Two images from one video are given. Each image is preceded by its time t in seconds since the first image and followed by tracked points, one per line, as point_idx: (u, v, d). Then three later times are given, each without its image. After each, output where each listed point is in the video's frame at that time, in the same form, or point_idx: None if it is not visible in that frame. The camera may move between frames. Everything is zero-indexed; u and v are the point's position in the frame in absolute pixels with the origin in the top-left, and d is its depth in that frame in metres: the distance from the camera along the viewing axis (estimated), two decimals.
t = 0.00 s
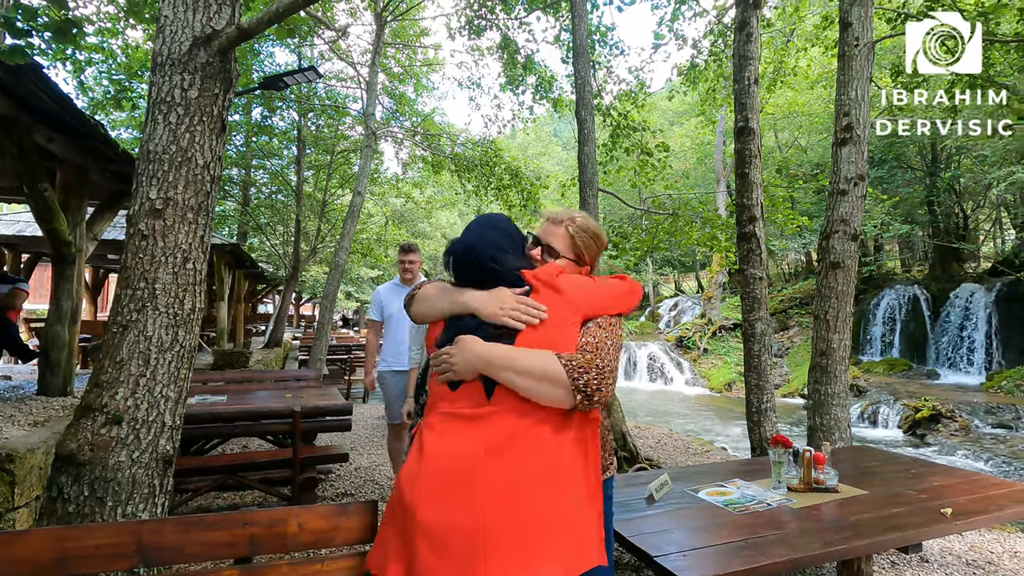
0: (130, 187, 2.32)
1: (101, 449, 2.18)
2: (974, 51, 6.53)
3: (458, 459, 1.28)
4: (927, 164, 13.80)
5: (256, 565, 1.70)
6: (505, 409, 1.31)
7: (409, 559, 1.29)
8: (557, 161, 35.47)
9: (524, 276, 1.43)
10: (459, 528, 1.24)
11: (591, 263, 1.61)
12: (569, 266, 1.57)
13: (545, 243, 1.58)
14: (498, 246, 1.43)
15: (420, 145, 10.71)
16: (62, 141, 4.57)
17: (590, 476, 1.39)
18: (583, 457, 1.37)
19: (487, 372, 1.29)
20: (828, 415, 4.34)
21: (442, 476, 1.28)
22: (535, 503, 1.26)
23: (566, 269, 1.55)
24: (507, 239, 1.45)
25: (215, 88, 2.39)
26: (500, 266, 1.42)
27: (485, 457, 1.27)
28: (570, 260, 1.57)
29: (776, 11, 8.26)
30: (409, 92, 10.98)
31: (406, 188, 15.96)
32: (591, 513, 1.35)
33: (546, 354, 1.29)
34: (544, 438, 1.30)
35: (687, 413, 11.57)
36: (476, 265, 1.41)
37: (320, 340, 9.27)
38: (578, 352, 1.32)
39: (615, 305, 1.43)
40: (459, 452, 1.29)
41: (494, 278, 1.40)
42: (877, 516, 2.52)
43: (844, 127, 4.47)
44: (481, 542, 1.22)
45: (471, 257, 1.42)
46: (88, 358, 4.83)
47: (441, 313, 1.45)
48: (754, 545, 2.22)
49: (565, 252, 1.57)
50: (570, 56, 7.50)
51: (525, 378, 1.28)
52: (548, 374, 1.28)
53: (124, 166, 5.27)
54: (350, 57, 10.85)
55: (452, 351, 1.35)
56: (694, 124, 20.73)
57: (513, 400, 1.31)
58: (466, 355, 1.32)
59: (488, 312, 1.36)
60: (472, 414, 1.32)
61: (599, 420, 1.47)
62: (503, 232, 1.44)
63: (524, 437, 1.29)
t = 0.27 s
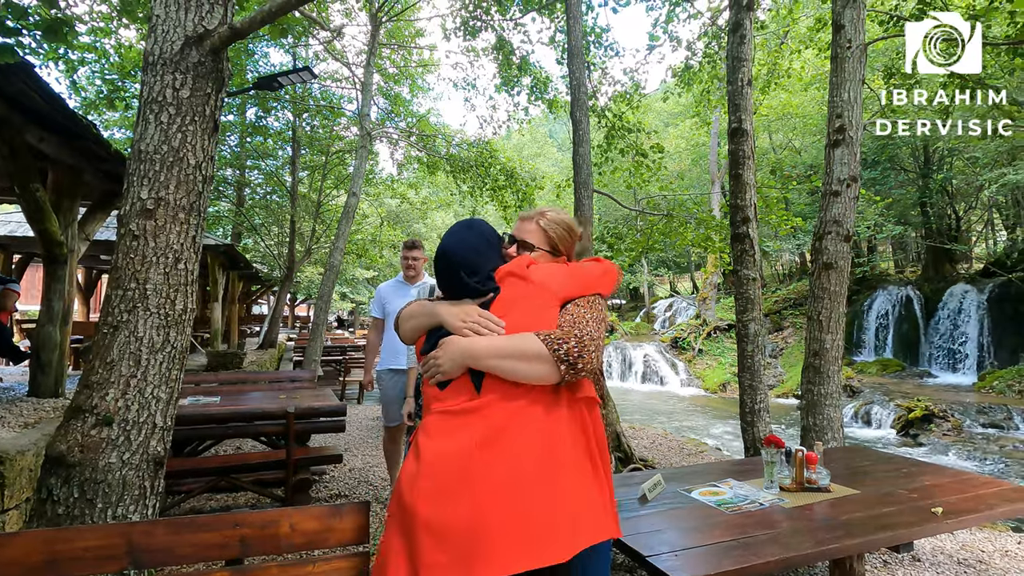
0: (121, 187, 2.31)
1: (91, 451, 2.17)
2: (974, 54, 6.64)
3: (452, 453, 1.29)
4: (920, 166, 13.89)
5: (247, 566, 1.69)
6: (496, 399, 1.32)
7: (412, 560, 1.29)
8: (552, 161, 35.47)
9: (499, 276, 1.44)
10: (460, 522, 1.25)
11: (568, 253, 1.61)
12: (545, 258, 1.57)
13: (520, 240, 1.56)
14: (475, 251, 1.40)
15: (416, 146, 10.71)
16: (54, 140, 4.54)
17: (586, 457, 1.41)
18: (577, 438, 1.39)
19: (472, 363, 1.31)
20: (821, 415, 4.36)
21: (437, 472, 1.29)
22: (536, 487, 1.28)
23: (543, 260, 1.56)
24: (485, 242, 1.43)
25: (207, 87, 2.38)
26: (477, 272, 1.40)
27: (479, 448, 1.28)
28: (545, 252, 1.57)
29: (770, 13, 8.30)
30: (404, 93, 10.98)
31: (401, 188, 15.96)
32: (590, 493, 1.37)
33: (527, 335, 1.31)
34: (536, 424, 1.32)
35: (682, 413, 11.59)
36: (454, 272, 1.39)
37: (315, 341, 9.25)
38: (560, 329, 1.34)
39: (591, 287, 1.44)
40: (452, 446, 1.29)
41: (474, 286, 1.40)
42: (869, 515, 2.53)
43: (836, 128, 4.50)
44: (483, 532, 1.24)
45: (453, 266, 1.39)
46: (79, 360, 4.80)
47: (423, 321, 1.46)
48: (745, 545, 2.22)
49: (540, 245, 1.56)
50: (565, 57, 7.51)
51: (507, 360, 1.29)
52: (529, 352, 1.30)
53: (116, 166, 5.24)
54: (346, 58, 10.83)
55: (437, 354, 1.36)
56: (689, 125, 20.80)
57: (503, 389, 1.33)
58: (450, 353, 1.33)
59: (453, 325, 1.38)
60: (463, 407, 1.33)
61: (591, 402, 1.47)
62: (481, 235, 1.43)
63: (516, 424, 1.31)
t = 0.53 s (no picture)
0: (111, 186, 2.30)
1: (81, 451, 2.16)
2: (974, 54, 6.72)
3: (432, 445, 1.30)
4: (913, 166, 13.97)
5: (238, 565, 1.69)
6: (471, 389, 1.32)
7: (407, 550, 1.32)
8: (548, 161, 35.45)
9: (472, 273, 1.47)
10: (444, 511, 1.27)
11: (541, 248, 1.58)
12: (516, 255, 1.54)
13: (490, 242, 1.56)
14: (447, 253, 1.46)
15: (411, 145, 10.69)
16: (45, 139, 4.51)
17: (572, 438, 1.38)
18: (560, 420, 1.37)
19: (446, 358, 1.32)
20: (814, 413, 4.38)
21: (420, 465, 1.30)
22: (518, 473, 1.27)
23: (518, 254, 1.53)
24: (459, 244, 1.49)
25: (198, 86, 2.37)
26: (450, 271, 1.45)
27: (457, 438, 1.29)
28: (515, 249, 1.54)
29: (764, 13, 8.32)
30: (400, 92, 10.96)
31: (396, 187, 15.94)
32: (576, 475, 1.34)
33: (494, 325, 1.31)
34: (514, 411, 1.31)
35: (677, 412, 11.62)
36: (429, 272, 1.44)
37: (309, 341, 9.22)
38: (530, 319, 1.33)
39: (565, 275, 1.43)
40: (432, 438, 1.31)
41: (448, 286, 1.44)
42: (859, 512, 2.55)
43: (829, 128, 4.52)
44: (466, 519, 1.25)
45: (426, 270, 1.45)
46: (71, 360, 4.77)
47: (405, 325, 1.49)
48: (736, 542, 2.23)
49: (508, 243, 1.54)
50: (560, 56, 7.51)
51: (476, 353, 1.30)
52: (494, 342, 1.29)
53: (108, 165, 5.21)
54: (341, 56, 10.80)
55: (416, 354, 1.39)
56: (684, 125, 20.84)
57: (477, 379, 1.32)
58: (427, 350, 1.35)
59: (437, 318, 1.40)
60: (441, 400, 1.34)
61: (574, 382, 1.43)
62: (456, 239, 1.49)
63: (492, 411, 1.30)
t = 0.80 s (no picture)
0: (106, 181, 2.29)
1: (76, 447, 2.15)
2: (974, 53, 6.73)
3: (439, 439, 1.31)
4: (910, 162, 14.00)
5: (235, 561, 1.69)
6: (484, 390, 1.33)
7: (398, 542, 1.32)
8: (545, 157, 35.37)
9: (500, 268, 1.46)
10: (443, 507, 1.27)
11: (574, 255, 1.60)
12: (550, 258, 1.57)
13: (527, 237, 1.57)
14: (482, 244, 1.45)
15: (408, 141, 10.65)
16: (39, 135, 4.48)
17: (575, 458, 1.39)
18: (564, 438, 1.38)
19: (469, 354, 1.32)
20: (809, 409, 4.40)
21: (425, 458, 1.31)
22: (522, 480, 1.28)
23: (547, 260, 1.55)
24: (494, 236, 1.48)
25: (193, 80, 2.36)
26: (482, 263, 1.44)
27: (464, 437, 1.29)
28: (551, 252, 1.56)
29: (761, 9, 8.30)
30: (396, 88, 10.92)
31: (393, 184, 15.90)
32: (575, 494, 1.35)
33: (524, 333, 1.32)
34: (522, 418, 1.32)
35: (673, 408, 11.65)
36: (464, 262, 1.44)
37: (306, 338, 9.20)
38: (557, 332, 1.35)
39: (593, 290, 1.46)
40: (440, 433, 1.32)
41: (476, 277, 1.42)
42: (854, 507, 2.56)
43: (826, 124, 4.52)
44: (464, 518, 1.25)
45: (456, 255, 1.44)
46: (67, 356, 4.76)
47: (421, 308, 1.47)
48: (732, 537, 2.25)
49: (546, 244, 1.56)
50: (557, 52, 7.48)
51: (504, 359, 1.30)
52: (524, 353, 1.30)
53: (103, 161, 5.19)
54: (337, 52, 10.76)
55: (434, 341, 1.37)
56: (681, 121, 20.85)
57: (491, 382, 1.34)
58: (446, 342, 1.35)
59: (467, 311, 1.37)
60: (453, 396, 1.35)
61: (582, 402, 1.46)
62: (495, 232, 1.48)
63: (502, 416, 1.31)
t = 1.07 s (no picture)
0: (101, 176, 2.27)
1: (72, 444, 2.14)
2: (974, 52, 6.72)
3: (468, 443, 1.28)
4: (907, 160, 14.02)
5: (232, 558, 1.68)
6: (515, 394, 1.31)
7: (421, 544, 1.29)
8: (544, 155, 35.32)
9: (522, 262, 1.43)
10: (472, 513, 1.24)
11: (592, 254, 1.59)
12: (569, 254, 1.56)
13: (546, 233, 1.56)
14: (506, 234, 1.42)
15: (405, 138, 10.63)
16: (34, 130, 4.44)
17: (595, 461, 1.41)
18: (586, 442, 1.39)
19: (498, 358, 1.28)
20: (807, 406, 4.40)
21: (451, 462, 1.28)
22: (553, 485, 1.28)
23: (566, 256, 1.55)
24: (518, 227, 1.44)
25: (189, 74, 2.34)
26: (505, 256, 1.40)
27: (494, 441, 1.27)
28: (571, 249, 1.56)
29: (759, 6, 8.29)
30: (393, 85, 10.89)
31: (391, 181, 15.86)
32: (594, 498, 1.37)
33: (556, 336, 1.30)
34: (552, 423, 1.31)
35: (671, 406, 11.67)
36: (485, 257, 1.40)
37: (304, 335, 9.18)
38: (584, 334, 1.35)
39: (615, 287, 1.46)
40: (468, 436, 1.28)
41: (499, 271, 1.38)
42: (852, 503, 2.56)
43: (824, 121, 4.51)
44: (494, 523, 1.24)
45: (479, 246, 1.40)
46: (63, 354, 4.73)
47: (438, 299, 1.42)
48: (731, 533, 2.24)
49: (567, 241, 1.55)
50: (556, 48, 7.46)
51: (537, 363, 1.27)
52: (557, 356, 1.28)
53: (99, 157, 5.16)
54: (334, 48, 10.72)
55: (458, 339, 1.32)
56: (679, 119, 20.85)
57: (521, 386, 1.31)
58: (473, 342, 1.30)
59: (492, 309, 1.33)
60: (481, 398, 1.31)
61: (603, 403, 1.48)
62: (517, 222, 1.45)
63: (532, 421, 1.30)
